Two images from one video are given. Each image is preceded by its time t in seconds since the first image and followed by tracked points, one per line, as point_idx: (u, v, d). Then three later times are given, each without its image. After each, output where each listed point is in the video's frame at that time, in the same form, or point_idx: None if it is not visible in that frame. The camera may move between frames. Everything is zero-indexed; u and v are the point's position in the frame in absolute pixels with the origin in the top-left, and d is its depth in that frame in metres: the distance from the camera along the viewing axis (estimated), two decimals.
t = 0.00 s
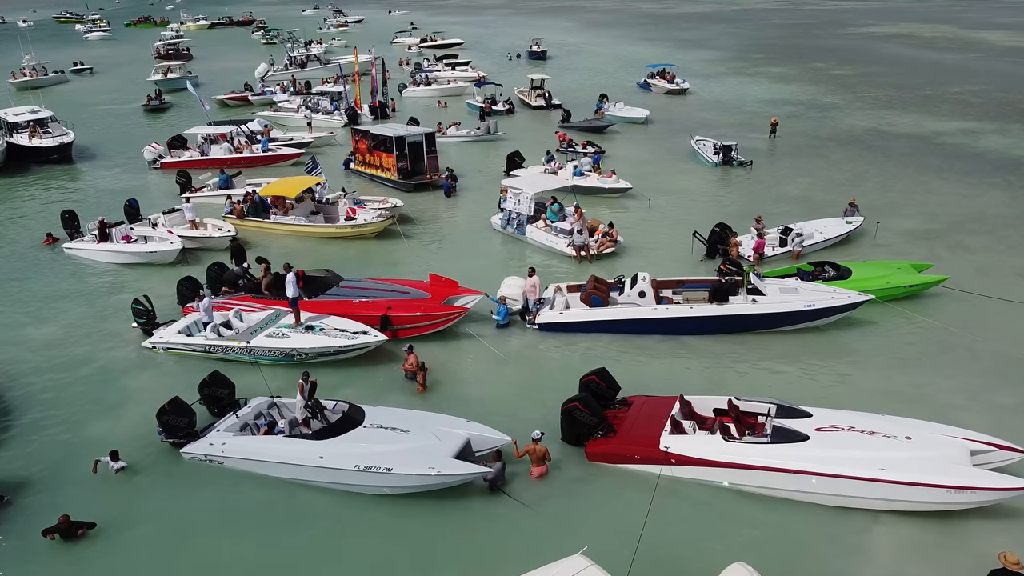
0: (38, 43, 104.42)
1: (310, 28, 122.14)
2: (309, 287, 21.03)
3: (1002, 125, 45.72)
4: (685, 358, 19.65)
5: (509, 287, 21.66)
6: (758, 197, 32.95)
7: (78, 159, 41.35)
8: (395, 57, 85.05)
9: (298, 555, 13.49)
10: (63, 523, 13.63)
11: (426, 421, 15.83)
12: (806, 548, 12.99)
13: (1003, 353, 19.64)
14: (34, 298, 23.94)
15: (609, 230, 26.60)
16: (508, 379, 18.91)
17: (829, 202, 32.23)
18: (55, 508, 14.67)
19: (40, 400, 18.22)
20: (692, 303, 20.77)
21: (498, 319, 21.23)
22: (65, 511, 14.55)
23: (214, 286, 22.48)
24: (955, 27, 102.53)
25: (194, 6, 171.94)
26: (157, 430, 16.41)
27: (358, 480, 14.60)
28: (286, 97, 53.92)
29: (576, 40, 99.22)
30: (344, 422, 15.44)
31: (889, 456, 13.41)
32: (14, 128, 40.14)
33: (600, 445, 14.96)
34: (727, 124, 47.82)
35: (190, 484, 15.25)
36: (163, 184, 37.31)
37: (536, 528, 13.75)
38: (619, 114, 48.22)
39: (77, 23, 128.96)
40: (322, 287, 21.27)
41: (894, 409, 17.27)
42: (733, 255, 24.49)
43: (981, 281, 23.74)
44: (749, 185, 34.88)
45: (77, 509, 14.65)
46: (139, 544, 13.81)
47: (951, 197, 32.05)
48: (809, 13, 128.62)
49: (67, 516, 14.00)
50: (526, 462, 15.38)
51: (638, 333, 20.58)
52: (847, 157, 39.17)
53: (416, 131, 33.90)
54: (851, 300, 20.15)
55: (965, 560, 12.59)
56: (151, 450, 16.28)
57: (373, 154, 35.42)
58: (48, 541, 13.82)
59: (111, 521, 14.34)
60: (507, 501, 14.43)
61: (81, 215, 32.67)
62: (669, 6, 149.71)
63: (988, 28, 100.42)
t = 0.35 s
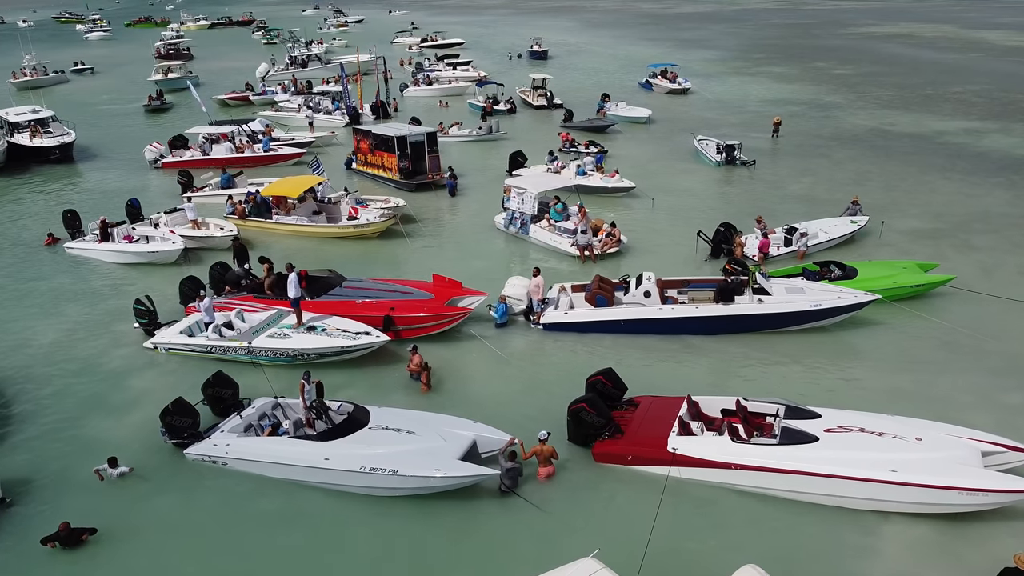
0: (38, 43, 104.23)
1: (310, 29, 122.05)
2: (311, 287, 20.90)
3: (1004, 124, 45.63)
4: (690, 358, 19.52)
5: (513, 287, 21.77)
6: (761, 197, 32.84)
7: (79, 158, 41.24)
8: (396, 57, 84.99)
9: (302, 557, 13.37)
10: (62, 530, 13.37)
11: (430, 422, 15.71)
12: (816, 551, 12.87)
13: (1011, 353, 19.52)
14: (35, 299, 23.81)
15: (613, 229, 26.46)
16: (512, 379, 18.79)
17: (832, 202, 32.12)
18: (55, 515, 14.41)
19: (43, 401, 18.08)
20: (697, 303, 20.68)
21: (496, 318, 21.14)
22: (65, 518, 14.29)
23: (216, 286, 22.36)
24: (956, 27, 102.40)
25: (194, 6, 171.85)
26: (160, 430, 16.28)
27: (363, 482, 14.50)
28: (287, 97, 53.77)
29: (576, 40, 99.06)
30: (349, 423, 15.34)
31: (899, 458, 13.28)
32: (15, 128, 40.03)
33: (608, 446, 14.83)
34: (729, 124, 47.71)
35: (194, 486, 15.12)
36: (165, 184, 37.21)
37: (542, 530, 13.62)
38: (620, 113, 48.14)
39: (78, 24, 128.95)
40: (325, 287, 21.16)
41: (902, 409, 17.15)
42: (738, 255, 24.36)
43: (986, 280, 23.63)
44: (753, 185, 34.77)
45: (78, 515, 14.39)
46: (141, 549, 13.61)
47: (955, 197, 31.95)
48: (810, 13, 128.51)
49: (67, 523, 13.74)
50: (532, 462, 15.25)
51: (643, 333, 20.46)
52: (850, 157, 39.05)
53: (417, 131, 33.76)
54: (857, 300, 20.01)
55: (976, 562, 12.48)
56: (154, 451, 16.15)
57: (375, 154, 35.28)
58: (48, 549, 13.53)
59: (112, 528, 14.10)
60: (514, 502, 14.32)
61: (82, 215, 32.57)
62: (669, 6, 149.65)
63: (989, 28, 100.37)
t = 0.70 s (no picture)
0: (39, 44, 104.12)
1: (310, 29, 121.97)
2: (315, 288, 20.79)
3: (1007, 124, 45.55)
4: (696, 359, 19.41)
5: (517, 287, 21.39)
6: (765, 197, 32.72)
7: (80, 158, 41.14)
8: (397, 57, 84.93)
9: (309, 559, 13.26)
10: (64, 537, 13.16)
11: (437, 423, 15.62)
12: (827, 553, 12.77)
13: (1019, 352, 19.42)
14: (38, 299, 23.71)
15: (617, 229, 26.36)
16: (518, 380, 18.69)
17: (836, 201, 32.02)
18: (56, 521, 14.17)
19: (47, 402, 17.98)
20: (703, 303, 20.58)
21: (499, 317, 21.10)
22: (66, 525, 14.05)
23: (220, 287, 22.25)
24: (956, 27, 102.24)
25: (194, 6, 171.81)
26: (165, 431, 16.18)
27: (370, 484, 14.42)
28: (288, 97, 53.62)
29: (577, 40, 98.91)
30: (355, 425, 15.25)
31: (910, 459, 13.18)
32: (16, 128, 39.92)
33: (616, 447, 14.74)
34: (732, 124, 47.62)
35: (199, 488, 15.02)
36: (166, 184, 37.11)
37: (551, 532, 13.52)
38: (622, 113, 48.06)
39: (77, 24, 129.00)
40: (329, 287, 20.99)
41: (911, 409, 17.06)
42: (743, 255, 24.27)
43: (993, 280, 23.54)
44: (756, 185, 34.68)
45: (80, 522, 14.16)
46: (146, 554, 13.44)
47: (960, 196, 31.85)
48: (810, 12, 128.41)
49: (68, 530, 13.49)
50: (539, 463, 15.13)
51: (649, 333, 20.34)
52: (853, 156, 38.95)
53: (420, 130, 33.64)
54: (864, 300, 19.91)
55: (989, 564, 12.38)
56: (158, 453, 16.05)
57: (377, 153, 35.19)
58: (49, 555, 13.33)
59: (114, 535, 13.86)
60: (522, 503, 14.23)
61: (84, 215, 32.47)
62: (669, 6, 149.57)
63: (990, 28, 100.27)
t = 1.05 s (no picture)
0: (39, 44, 103.97)
1: (311, 29, 121.86)
2: (319, 288, 20.65)
3: (1011, 123, 45.45)
4: (704, 359, 19.31)
5: (524, 287, 21.15)
6: (770, 196, 32.61)
7: (81, 158, 40.98)
8: (398, 57, 84.84)
9: (316, 561, 13.15)
10: (67, 543, 12.97)
11: (445, 424, 15.53)
12: (839, 554, 12.69)
13: None
14: (41, 299, 23.58)
15: (622, 228, 26.22)
16: (525, 380, 18.58)
17: (841, 201, 31.94)
18: (59, 526, 13.97)
19: (52, 402, 17.86)
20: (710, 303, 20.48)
21: (501, 316, 21.04)
22: (69, 530, 13.86)
23: (224, 286, 22.16)
24: (956, 27, 102.07)
25: (194, 5, 171.92)
26: (172, 431, 16.09)
27: (378, 485, 14.32)
28: (289, 96, 53.42)
29: (576, 40, 98.75)
30: (362, 425, 15.16)
31: (924, 459, 13.08)
32: (18, 128, 39.76)
33: (626, 448, 14.63)
34: (735, 123, 47.51)
35: (205, 489, 14.90)
36: (169, 184, 36.98)
37: (562, 533, 13.43)
38: (625, 113, 47.99)
39: (78, 24, 128.88)
40: (333, 287, 20.85)
41: (921, 409, 16.96)
42: (750, 255, 24.13)
43: (1001, 279, 23.43)
44: (760, 184, 34.57)
45: (82, 527, 13.95)
46: (150, 558, 13.27)
47: (965, 196, 31.75)
48: (811, 12, 128.23)
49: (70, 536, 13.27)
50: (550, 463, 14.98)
51: (656, 334, 20.22)
52: (857, 156, 38.85)
53: (423, 130, 33.50)
54: (872, 300, 19.79)
55: (1004, 565, 12.29)
56: (164, 453, 15.94)
57: (380, 152, 35.05)
58: (50, 560, 13.17)
59: (115, 541, 13.65)
60: (531, 504, 14.13)
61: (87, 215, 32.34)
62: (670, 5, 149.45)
63: (991, 28, 100.14)
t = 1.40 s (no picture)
0: (40, 43, 103.81)
1: (312, 28, 121.68)
2: (326, 288, 20.53)
3: (1015, 122, 45.33)
4: (713, 359, 19.19)
5: (532, 286, 20.95)
6: (776, 196, 32.50)
7: (84, 158, 40.85)
8: (399, 57, 84.75)
9: (327, 563, 13.04)
10: (70, 547, 12.75)
11: (455, 424, 15.43)
12: (855, 556, 12.57)
13: None
14: (46, 299, 23.46)
15: (629, 228, 26.08)
16: (534, 380, 18.47)
17: (847, 200, 31.83)
18: (62, 530, 13.77)
19: (59, 403, 17.74)
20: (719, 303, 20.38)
21: (507, 313, 20.88)
22: (73, 534, 13.65)
23: (230, 286, 22.05)
24: (958, 27, 101.83)
25: (195, 5, 171.82)
26: (180, 431, 15.99)
27: (388, 485, 14.22)
28: (292, 96, 53.27)
29: (577, 40, 98.57)
30: (372, 425, 15.07)
31: (940, 460, 12.97)
32: (21, 127, 39.63)
33: (638, 448, 14.52)
34: (739, 123, 47.39)
35: (214, 490, 14.79)
36: (172, 184, 36.87)
37: (574, 534, 13.31)
38: (629, 112, 47.86)
39: (79, 24, 128.82)
40: (340, 287, 20.73)
41: (934, 409, 16.85)
42: (758, 255, 24.02)
43: (1010, 279, 23.33)
44: (766, 184, 34.46)
45: (86, 532, 13.74)
46: (155, 563, 13.08)
47: (972, 195, 31.64)
48: (812, 11, 128.01)
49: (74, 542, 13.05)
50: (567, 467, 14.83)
51: (665, 334, 20.11)
52: (862, 155, 38.73)
53: (427, 129, 33.30)
54: (882, 299, 19.68)
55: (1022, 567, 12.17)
56: (172, 454, 15.83)
57: (385, 152, 34.94)
58: (53, 565, 12.98)
59: (117, 549, 13.39)
60: (543, 506, 14.01)
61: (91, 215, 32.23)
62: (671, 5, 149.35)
63: (994, 27, 99.97)
